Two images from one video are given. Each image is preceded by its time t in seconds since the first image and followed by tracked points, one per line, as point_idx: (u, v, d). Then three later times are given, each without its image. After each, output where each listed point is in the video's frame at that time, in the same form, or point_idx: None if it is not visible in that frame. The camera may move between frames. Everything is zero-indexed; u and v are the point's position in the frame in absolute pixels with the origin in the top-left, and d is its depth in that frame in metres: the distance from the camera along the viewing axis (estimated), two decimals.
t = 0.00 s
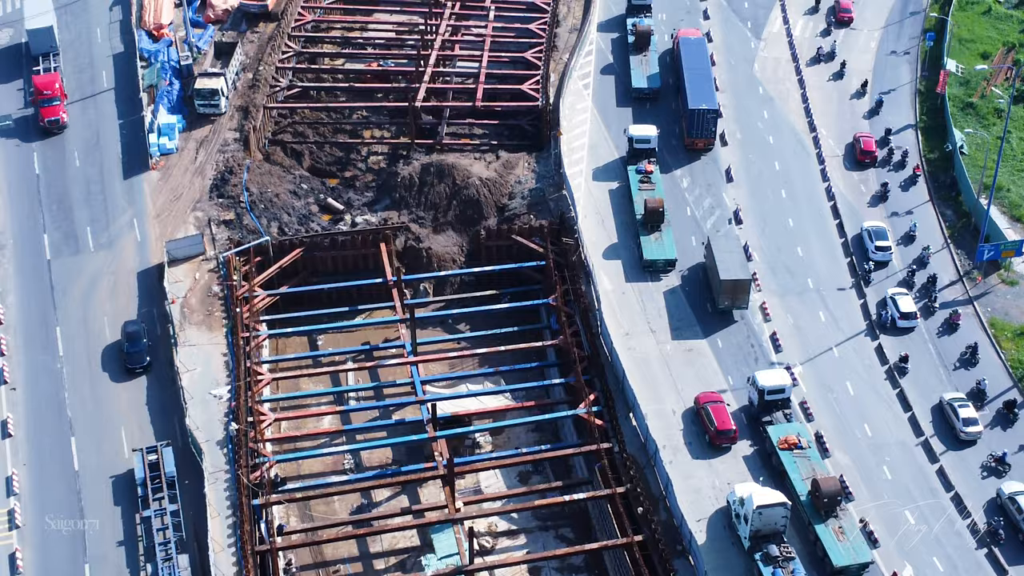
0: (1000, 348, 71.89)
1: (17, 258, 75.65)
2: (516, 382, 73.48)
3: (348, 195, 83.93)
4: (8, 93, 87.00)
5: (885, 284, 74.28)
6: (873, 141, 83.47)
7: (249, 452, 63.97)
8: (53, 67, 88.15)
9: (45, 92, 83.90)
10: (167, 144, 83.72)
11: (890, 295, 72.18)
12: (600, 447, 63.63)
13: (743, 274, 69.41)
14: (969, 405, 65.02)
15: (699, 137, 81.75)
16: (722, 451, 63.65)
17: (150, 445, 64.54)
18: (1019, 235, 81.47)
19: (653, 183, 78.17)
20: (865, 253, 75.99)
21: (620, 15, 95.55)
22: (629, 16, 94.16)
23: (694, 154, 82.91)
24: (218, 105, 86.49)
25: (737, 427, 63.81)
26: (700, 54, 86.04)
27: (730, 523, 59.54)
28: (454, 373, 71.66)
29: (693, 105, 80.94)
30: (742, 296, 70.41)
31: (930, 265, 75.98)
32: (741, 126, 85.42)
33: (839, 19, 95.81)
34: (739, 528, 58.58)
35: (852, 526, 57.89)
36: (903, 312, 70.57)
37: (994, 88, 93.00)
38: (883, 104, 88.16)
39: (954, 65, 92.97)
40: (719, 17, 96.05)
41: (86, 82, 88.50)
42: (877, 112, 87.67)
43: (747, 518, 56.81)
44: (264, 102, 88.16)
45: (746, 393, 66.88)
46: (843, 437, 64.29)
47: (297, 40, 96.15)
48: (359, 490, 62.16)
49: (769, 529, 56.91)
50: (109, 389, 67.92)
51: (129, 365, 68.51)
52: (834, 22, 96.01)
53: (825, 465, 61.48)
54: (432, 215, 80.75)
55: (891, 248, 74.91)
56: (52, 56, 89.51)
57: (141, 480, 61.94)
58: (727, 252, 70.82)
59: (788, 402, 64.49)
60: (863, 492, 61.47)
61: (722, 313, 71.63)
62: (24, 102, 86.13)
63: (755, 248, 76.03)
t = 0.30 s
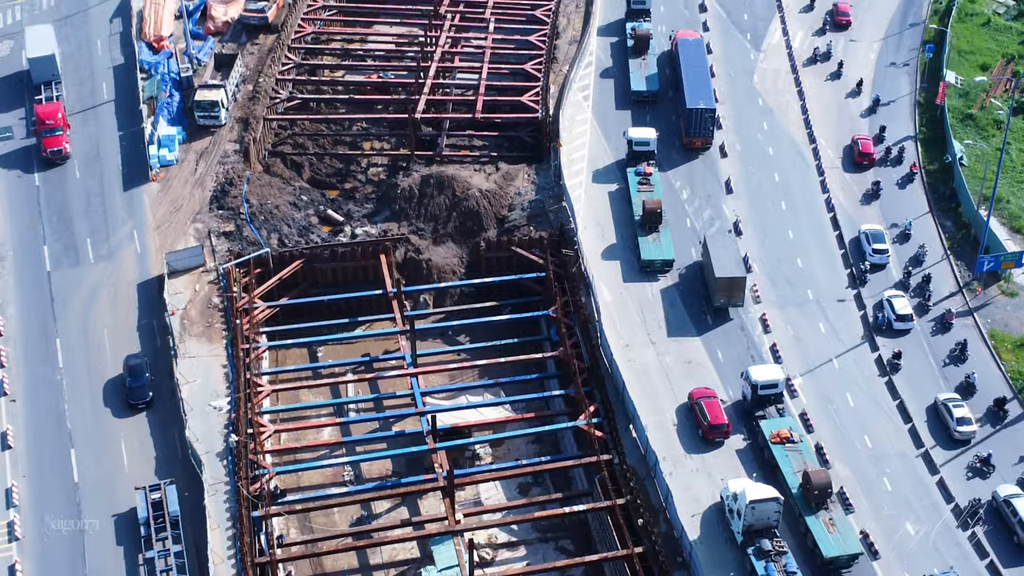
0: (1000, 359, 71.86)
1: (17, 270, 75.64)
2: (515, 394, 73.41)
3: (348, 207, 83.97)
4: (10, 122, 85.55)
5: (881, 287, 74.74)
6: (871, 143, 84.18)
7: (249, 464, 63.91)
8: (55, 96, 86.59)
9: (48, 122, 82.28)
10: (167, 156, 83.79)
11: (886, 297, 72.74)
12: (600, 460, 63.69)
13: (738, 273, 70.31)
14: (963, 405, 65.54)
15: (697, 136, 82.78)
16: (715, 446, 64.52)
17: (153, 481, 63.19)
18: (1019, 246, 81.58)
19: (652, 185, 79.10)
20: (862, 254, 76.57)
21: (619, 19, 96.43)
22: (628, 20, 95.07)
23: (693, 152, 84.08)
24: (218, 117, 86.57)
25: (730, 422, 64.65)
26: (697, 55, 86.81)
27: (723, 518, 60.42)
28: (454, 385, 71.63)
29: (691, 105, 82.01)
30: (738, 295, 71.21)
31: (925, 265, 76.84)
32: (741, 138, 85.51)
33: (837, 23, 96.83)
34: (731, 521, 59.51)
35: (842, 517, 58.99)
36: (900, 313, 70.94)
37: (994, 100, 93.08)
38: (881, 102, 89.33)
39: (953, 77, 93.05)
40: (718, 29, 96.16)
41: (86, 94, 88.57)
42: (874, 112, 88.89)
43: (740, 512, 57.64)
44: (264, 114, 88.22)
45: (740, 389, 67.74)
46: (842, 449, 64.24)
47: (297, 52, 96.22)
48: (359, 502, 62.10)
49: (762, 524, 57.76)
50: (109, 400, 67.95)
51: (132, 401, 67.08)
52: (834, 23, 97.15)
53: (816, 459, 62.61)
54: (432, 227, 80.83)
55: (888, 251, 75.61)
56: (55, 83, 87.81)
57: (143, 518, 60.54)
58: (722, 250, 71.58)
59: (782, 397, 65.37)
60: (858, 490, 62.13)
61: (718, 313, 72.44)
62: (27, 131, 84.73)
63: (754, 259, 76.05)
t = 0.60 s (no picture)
0: (1000, 369, 71.83)
1: (17, 280, 75.66)
2: (515, 405, 73.38)
3: (348, 217, 84.03)
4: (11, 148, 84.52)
5: (876, 288, 75.35)
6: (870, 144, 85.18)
7: (249, 475, 63.89)
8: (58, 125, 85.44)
9: (50, 149, 80.63)
10: (167, 166, 83.85)
11: (882, 300, 73.33)
12: (600, 470, 63.58)
13: (734, 271, 71.07)
14: (959, 405, 66.15)
15: (695, 136, 83.78)
16: (710, 441, 65.21)
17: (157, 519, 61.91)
18: (1019, 256, 81.61)
19: (650, 187, 79.95)
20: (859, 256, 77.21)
21: (619, 23, 97.46)
22: (628, 24, 96.13)
23: (691, 152, 85.08)
24: (218, 128, 86.61)
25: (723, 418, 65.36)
26: (696, 55, 87.98)
27: (717, 514, 60.95)
28: (453, 396, 71.58)
29: (689, 105, 82.79)
30: (734, 292, 71.95)
31: (921, 262, 77.81)
32: (741, 148, 85.59)
33: (836, 26, 97.78)
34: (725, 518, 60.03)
35: (833, 512, 59.79)
36: (896, 316, 71.56)
37: (993, 110, 93.19)
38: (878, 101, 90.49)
39: (952, 87, 93.13)
40: (718, 39, 96.26)
41: (86, 104, 88.69)
42: (873, 110, 90.13)
43: (734, 509, 58.17)
44: (264, 125, 88.28)
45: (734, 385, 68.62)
46: (843, 459, 64.22)
47: (297, 62, 96.30)
48: (359, 513, 62.06)
49: (756, 520, 58.28)
50: (108, 410, 67.95)
51: (134, 434, 65.83)
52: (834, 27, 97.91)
53: (809, 455, 63.02)
54: (432, 237, 80.88)
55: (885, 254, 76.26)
56: (56, 109, 87.04)
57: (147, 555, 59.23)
58: (720, 248, 72.37)
59: (775, 393, 66.25)
60: (850, 486, 62.82)
61: (715, 309, 73.27)
62: (28, 158, 83.58)
63: (754, 269, 76.09)
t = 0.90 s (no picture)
0: (1000, 380, 71.81)
1: (17, 290, 75.61)
2: (515, 416, 73.30)
3: (348, 228, 84.08)
4: (13, 178, 82.99)
5: (873, 291, 75.98)
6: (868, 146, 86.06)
7: (248, 485, 63.91)
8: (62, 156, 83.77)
9: (53, 180, 78.91)
10: (167, 177, 83.84)
11: (879, 301, 73.99)
12: (600, 480, 63.53)
13: (731, 268, 72.05)
14: (953, 404, 67.00)
15: (692, 134, 84.89)
16: (703, 435, 66.06)
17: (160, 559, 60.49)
18: (1018, 267, 81.60)
19: (649, 187, 80.90)
20: (857, 257, 78.05)
21: (618, 26, 98.70)
22: (626, 28, 97.36)
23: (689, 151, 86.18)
24: (218, 138, 86.64)
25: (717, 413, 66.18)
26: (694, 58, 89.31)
27: (711, 509, 61.61)
28: (453, 407, 71.54)
29: (687, 104, 84.17)
30: (730, 289, 72.85)
31: (916, 259, 78.80)
32: (740, 158, 85.62)
33: (834, 29, 98.80)
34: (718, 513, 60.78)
35: (824, 503, 60.51)
36: (892, 317, 72.18)
37: (992, 121, 93.29)
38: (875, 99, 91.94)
39: (952, 97, 93.20)
40: (718, 50, 96.33)
41: (86, 115, 88.71)
42: (869, 108, 91.43)
43: (726, 502, 59.01)
44: (264, 135, 88.32)
45: (727, 379, 69.46)
46: (843, 470, 64.14)
47: (297, 73, 96.33)
48: (359, 523, 62.00)
49: (748, 513, 59.15)
50: (107, 420, 67.91)
51: (137, 469, 64.54)
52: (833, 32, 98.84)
53: (801, 447, 63.89)
54: (432, 248, 80.92)
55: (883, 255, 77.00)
56: (59, 138, 85.22)
57: None
58: (717, 247, 73.57)
59: (768, 388, 67.09)
60: (842, 478, 63.71)
61: (712, 306, 74.08)
62: (30, 189, 82.07)
63: (754, 280, 76.06)
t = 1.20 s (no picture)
0: (1000, 389, 71.85)
1: (16, 300, 75.59)
2: (515, 425, 73.27)
3: (348, 237, 84.15)
4: (15, 205, 81.68)
5: (869, 293, 76.62)
6: (866, 147, 86.96)
7: (248, 494, 63.91)
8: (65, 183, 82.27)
9: (54, 208, 77.75)
10: (167, 186, 83.87)
11: (876, 303, 74.56)
12: (600, 489, 63.44)
13: (728, 266, 72.76)
14: (948, 403, 67.52)
15: (691, 133, 85.86)
16: (697, 429, 66.90)
17: None
18: (1018, 275, 81.63)
19: (648, 188, 81.44)
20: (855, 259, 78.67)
21: (617, 31, 99.45)
22: (625, 30, 97.91)
23: (687, 149, 87.19)
24: (218, 148, 86.65)
25: (711, 407, 67.01)
26: (691, 57, 90.25)
27: (704, 505, 62.38)
28: (453, 416, 71.52)
29: (685, 103, 84.94)
30: (727, 287, 73.70)
31: (912, 256, 79.81)
32: (740, 167, 85.66)
33: (832, 32, 99.73)
34: (712, 507, 61.45)
35: (816, 497, 60.86)
36: (889, 317, 72.79)
37: (992, 130, 93.37)
38: (871, 97, 93.14)
39: (951, 106, 93.27)
40: (717, 59, 96.40)
41: (86, 124, 88.76)
42: (866, 105, 92.52)
43: (720, 496, 59.60)
44: (264, 145, 88.35)
45: (722, 374, 70.29)
46: (843, 478, 64.13)
47: (297, 82, 96.35)
48: (358, 532, 62.00)
49: (742, 508, 59.62)
50: (106, 429, 67.90)
51: (139, 502, 63.24)
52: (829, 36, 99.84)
53: (795, 443, 64.45)
54: (432, 257, 80.90)
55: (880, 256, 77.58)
56: (61, 164, 83.68)
57: None
58: (715, 245, 74.26)
59: (763, 382, 67.54)
60: (836, 471, 64.47)
61: (709, 304, 74.89)
62: (32, 217, 80.71)
63: (754, 289, 76.04)
